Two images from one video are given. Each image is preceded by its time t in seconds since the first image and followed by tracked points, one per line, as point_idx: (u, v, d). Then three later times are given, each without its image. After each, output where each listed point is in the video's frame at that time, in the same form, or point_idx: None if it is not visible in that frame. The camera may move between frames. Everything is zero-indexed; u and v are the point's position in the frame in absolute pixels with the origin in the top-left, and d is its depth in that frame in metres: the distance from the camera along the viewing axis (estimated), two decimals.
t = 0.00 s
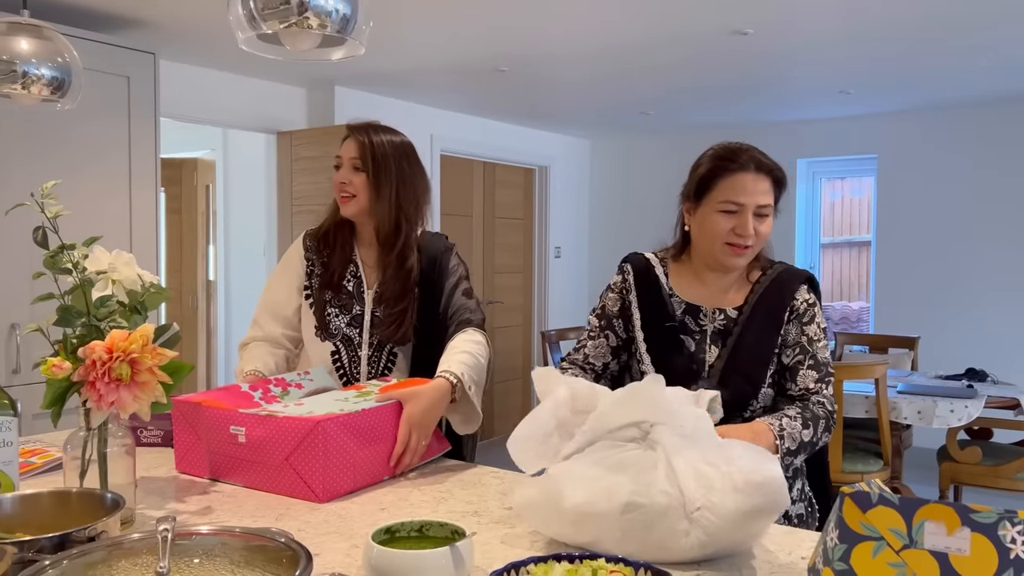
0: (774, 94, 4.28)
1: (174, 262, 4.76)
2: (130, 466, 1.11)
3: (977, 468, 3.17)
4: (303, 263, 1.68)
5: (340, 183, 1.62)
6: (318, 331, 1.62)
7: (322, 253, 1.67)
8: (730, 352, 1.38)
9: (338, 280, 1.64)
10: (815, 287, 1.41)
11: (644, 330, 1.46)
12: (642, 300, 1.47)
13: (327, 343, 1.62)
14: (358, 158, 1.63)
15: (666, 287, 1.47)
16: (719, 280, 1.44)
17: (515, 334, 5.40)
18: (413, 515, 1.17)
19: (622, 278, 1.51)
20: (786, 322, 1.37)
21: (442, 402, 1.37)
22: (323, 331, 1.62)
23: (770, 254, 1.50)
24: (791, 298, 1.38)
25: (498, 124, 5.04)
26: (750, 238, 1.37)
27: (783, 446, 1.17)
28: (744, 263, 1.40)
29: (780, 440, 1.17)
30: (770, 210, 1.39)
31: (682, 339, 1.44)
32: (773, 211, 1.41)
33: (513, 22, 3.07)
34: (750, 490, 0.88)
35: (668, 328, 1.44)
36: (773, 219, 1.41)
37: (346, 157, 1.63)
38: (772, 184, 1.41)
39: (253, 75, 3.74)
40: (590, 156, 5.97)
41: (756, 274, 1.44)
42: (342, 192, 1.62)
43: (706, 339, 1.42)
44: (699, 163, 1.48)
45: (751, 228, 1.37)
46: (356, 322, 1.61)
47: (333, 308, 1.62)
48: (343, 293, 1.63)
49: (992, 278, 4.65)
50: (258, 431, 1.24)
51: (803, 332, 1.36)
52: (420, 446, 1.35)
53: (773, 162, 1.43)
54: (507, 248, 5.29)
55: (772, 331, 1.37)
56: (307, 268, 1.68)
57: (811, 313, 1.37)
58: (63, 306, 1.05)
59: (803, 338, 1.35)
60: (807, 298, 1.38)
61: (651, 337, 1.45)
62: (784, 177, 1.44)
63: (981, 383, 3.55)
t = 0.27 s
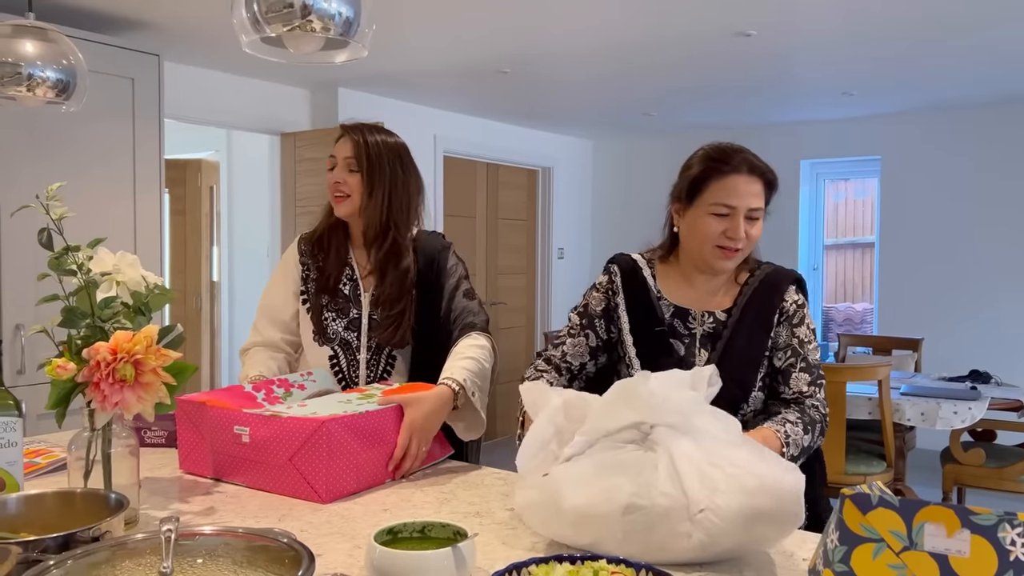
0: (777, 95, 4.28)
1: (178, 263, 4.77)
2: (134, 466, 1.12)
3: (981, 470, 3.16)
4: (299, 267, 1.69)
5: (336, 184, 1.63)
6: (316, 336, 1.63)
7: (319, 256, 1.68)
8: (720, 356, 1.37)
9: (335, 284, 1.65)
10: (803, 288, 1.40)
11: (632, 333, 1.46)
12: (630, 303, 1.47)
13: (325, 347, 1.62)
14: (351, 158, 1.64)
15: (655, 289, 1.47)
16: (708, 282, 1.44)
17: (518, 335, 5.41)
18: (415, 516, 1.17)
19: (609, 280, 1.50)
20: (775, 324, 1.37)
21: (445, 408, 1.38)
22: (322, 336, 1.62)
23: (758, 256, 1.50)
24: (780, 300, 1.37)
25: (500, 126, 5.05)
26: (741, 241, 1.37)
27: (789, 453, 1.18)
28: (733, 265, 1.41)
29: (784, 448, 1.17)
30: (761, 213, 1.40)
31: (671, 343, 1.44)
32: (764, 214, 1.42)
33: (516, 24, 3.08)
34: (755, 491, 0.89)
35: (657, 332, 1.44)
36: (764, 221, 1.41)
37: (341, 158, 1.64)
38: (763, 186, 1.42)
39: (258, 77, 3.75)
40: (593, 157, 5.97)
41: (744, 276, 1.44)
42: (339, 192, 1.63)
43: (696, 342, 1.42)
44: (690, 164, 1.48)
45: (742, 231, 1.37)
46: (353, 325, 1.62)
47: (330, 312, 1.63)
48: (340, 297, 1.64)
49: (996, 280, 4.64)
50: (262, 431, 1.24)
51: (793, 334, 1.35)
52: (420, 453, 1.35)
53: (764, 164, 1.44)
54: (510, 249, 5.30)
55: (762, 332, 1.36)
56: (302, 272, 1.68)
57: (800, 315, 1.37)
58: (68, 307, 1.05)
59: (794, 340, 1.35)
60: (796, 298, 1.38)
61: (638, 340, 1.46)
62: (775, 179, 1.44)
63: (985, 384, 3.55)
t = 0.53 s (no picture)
0: (784, 96, 4.28)
1: (185, 265, 4.79)
2: (143, 469, 1.13)
3: (988, 472, 3.16)
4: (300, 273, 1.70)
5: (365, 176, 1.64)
6: (319, 345, 1.63)
7: (317, 265, 1.69)
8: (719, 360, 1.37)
9: (339, 289, 1.66)
10: (798, 289, 1.42)
11: (628, 338, 1.43)
12: (624, 308, 1.44)
13: (330, 354, 1.63)
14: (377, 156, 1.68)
15: (650, 293, 1.47)
16: (705, 286, 1.45)
17: (523, 336, 5.41)
18: (422, 518, 1.18)
19: (603, 284, 1.48)
20: (773, 327, 1.38)
21: (458, 414, 1.39)
22: (325, 344, 1.63)
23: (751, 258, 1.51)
24: (777, 302, 1.38)
25: (506, 128, 5.06)
26: (739, 246, 1.38)
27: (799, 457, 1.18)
28: (730, 270, 1.42)
29: (793, 453, 1.18)
30: (759, 218, 1.41)
31: (669, 348, 1.43)
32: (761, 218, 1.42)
33: (523, 27, 3.09)
34: (762, 496, 0.89)
35: (654, 338, 1.43)
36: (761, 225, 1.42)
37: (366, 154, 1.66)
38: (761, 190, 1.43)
39: (266, 79, 3.77)
40: (599, 159, 5.97)
41: (739, 280, 1.45)
42: (367, 184, 1.64)
43: (693, 347, 1.43)
44: (687, 166, 1.47)
45: (741, 236, 1.38)
46: (358, 331, 1.64)
47: (332, 320, 1.64)
48: (345, 302, 1.65)
49: (1003, 281, 4.63)
50: (272, 432, 1.24)
51: (793, 336, 1.37)
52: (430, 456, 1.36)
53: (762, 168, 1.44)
54: (516, 251, 5.30)
55: (760, 334, 1.36)
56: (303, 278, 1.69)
57: (798, 318, 1.38)
58: (78, 311, 1.06)
59: (794, 343, 1.36)
60: (793, 301, 1.40)
61: (635, 346, 1.43)
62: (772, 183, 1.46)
63: (992, 386, 3.54)
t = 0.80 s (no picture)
0: (793, 97, 4.26)
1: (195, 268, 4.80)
2: (151, 471, 1.13)
3: (1000, 475, 3.14)
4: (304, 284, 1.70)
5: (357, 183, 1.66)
6: (330, 356, 1.64)
7: (319, 277, 1.70)
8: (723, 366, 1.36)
9: (344, 299, 1.67)
10: (802, 292, 1.42)
11: (631, 343, 1.43)
12: (628, 314, 1.44)
13: (341, 364, 1.64)
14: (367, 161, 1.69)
15: (654, 297, 1.45)
16: (708, 290, 1.44)
17: (531, 338, 5.41)
18: (429, 522, 1.18)
19: (604, 289, 1.47)
20: (778, 332, 1.37)
21: (466, 414, 1.39)
22: (337, 355, 1.65)
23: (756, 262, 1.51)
24: (782, 306, 1.38)
25: (514, 130, 5.06)
26: (744, 249, 1.37)
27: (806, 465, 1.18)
28: (735, 273, 1.40)
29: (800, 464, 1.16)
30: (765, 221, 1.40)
31: (672, 354, 1.43)
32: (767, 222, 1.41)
33: (530, 29, 3.09)
34: (771, 499, 0.88)
35: (658, 344, 1.42)
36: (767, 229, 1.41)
37: (355, 160, 1.69)
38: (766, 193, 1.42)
39: (274, 82, 3.78)
40: (607, 161, 5.97)
41: (743, 283, 1.44)
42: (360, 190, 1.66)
43: (697, 351, 1.42)
44: (692, 169, 1.47)
45: (747, 239, 1.37)
46: (367, 339, 1.65)
47: (342, 331, 1.65)
48: (352, 313, 1.66)
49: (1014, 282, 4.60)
50: (292, 436, 1.25)
51: (798, 342, 1.36)
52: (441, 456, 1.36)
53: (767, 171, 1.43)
54: (524, 253, 5.30)
55: (764, 339, 1.36)
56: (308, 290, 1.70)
57: (803, 322, 1.37)
58: (86, 314, 1.06)
59: (800, 348, 1.36)
60: (797, 305, 1.39)
61: (639, 355, 1.43)
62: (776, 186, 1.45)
63: (1004, 388, 3.52)
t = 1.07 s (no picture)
0: (805, 98, 4.23)
1: (207, 271, 4.82)
2: (157, 474, 1.13)
3: (1017, 478, 3.10)
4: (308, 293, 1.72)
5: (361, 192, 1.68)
6: (338, 364, 1.67)
7: (324, 283, 1.72)
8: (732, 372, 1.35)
9: (350, 306, 1.69)
10: (809, 295, 1.42)
11: (635, 350, 1.42)
12: (630, 322, 1.43)
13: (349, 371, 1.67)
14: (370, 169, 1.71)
15: (657, 303, 1.45)
16: (713, 293, 1.44)
17: (542, 341, 5.39)
18: (435, 526, 1.17)
19: (607, 297, 1.46)
20: (786, 337, 1.37)
21: (470, 420, 1.38)
22: (344, 363, 1.67)
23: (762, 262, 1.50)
24: (790, 309, 1.38)
25: (524, 132, 5.05)
26: (750, 250, 1.35)
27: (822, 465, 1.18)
28: (741, 275, 1.39)
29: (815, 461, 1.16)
30: (771, 220, 1.38)
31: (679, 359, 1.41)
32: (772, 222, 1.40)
33: (539, 30, 3.08)
34: (770, 434, 0.90)
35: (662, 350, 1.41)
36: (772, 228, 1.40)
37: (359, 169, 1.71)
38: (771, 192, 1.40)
39: (284, 85, 3.78)
40: (618, 162, 5.95)
41: (750, 286, 1.44)
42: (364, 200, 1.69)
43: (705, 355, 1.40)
44: (694, 169, 1.45)
45: (752, 240, 1.35)
46: (375, 346, 1.67)
47: (348, 339, 1.68)
48: (358, 320, 1.69)
49: None
50: (301, 439, 1.25)
51: (810, 346, 1.37)
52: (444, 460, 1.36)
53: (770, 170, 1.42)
54: (535, 255, 5.29)
55: (773, 343, 1.36)
56: (313, 297, 1.72)
57: (813, 327, 1.38)
58: (91, 317, 1.06)
59: (812, 353, 1.36)
60: (806, 308, 1.39)
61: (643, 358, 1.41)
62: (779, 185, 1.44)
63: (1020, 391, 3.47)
